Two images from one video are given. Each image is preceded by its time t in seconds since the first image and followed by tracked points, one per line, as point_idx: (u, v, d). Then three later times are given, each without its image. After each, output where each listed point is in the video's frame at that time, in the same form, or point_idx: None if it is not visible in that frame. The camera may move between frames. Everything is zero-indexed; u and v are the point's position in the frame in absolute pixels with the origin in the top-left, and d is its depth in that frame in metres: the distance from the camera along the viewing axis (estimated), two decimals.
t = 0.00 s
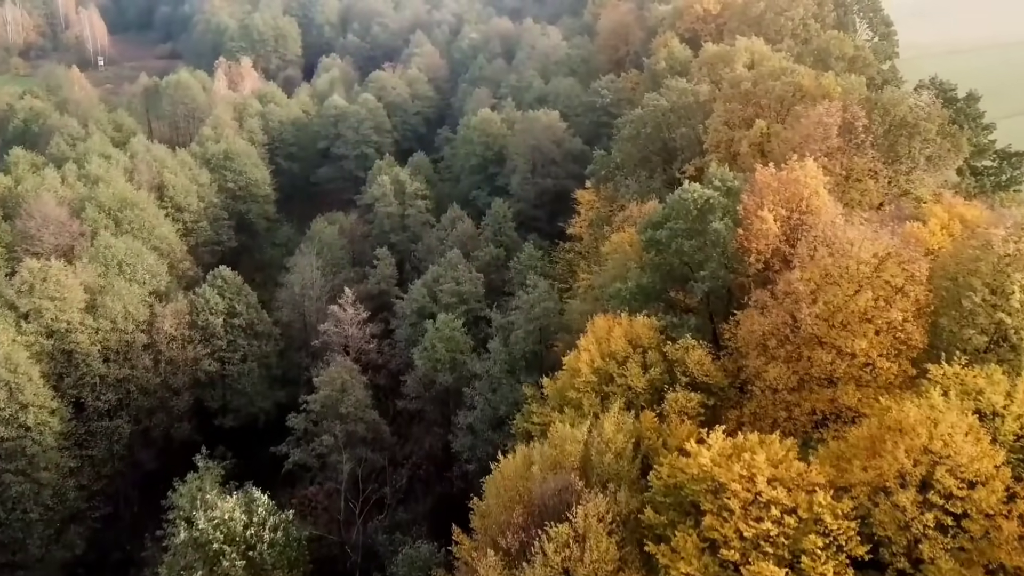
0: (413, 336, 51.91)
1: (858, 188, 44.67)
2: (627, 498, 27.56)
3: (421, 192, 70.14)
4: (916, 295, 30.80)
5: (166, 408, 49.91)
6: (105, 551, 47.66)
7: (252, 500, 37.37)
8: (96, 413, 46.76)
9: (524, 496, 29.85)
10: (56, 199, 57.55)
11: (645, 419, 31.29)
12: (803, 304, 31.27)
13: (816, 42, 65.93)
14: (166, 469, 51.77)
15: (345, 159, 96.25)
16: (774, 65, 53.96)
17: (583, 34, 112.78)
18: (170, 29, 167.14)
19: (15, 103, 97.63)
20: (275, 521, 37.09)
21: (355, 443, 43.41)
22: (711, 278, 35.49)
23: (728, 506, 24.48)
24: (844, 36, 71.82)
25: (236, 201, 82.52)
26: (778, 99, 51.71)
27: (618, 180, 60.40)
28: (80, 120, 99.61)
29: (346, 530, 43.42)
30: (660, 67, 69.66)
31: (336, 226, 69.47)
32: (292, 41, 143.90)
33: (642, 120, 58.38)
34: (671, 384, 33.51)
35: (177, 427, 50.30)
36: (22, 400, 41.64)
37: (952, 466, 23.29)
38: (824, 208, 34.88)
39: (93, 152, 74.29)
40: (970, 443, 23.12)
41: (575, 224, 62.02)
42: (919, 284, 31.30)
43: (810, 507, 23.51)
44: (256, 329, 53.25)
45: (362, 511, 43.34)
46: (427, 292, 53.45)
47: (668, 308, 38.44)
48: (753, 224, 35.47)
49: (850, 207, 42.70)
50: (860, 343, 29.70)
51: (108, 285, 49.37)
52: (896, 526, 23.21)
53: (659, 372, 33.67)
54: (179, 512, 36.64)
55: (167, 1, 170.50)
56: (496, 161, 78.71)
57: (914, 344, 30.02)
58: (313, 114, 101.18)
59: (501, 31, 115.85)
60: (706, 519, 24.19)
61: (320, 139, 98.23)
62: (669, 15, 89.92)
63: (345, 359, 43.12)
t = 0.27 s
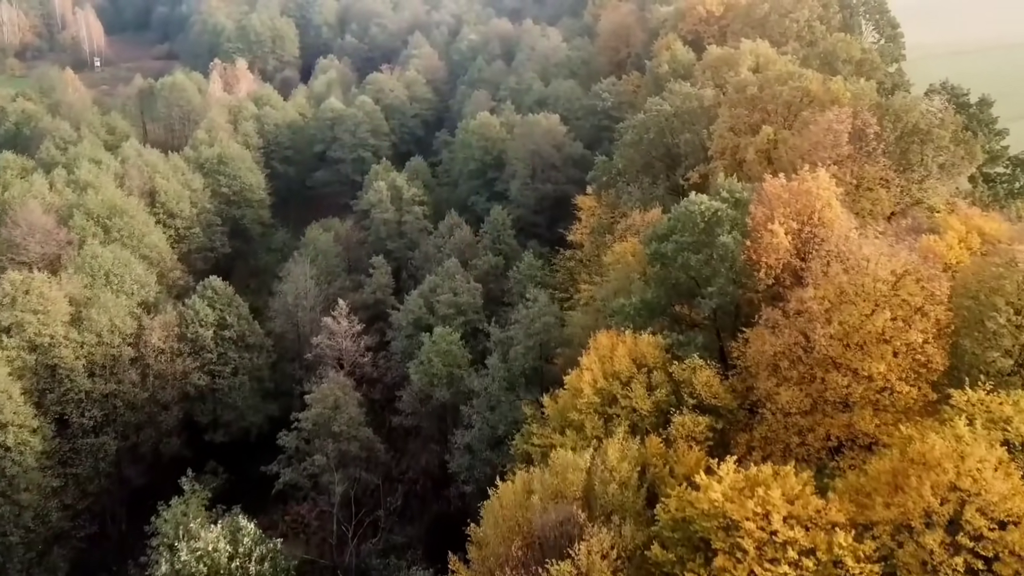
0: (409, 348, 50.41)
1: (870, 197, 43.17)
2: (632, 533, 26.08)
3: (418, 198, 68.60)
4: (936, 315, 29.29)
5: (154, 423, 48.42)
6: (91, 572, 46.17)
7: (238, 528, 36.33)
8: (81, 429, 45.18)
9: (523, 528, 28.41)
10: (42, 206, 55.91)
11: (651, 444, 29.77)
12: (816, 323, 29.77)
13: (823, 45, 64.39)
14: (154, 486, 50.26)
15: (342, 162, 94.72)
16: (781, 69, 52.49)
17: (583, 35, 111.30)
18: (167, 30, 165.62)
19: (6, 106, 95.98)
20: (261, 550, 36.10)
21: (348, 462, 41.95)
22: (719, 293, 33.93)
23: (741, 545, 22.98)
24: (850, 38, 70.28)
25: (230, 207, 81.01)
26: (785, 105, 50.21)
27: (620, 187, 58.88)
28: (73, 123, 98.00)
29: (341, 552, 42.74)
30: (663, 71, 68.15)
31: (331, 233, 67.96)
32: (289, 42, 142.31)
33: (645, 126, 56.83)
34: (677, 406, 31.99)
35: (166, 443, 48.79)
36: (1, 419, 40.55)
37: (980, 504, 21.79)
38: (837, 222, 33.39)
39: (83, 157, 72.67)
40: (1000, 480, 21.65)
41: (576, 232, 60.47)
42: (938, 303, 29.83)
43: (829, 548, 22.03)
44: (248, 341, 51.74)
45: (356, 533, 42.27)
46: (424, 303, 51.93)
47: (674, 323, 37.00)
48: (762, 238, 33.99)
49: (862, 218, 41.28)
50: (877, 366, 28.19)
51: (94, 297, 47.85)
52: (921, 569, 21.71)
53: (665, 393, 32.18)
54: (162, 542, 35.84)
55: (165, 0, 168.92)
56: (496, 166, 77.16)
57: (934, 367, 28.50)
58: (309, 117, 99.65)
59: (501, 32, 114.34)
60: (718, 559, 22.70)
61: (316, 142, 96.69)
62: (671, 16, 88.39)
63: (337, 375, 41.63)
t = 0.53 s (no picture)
0: (406, 359, 49.21)
1: (880, 206, 41.92)
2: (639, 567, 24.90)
3: (416, 203, 67.29)
4: (956, 333, 27.99)
5: (143, 437, 47.12)
6: None
7: (225, 555, 35.01)
8: (68, 445, 43.87)
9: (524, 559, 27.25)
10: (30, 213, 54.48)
11: (658, 469, 28.51)
12: (829, 341, 28.47)
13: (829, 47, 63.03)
14: (144, 501, 49.26)
15: (339, 166, 93.44)
16: (787, 73, 51.23)
17: (584, 37, 110.00)
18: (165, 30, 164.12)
19: None
20: None
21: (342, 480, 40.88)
22: (727, 308, 32.65)
23: None
24: (856, 41, 69.03)
25: (225, 211, 79.69)
26: (792, 110, 48.87)
27: (622, 193, 57.61)
28: (66, 126, 96.59)
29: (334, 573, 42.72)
30: (666, 74, 66.81)
31: (327, 239, 66.67)
32: (287, 43, 140.93)
33: (648, 131, 55.52)
34: (684, 426, 30.74)
35: (156, 457, 47.51)
36: None
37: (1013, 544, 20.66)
38: (849, 233, 32.10)
39: (74, 161, 71.20)
40: None
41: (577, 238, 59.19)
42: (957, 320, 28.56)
43: None
44: (240, 352, 50.50)
45: (349, 554, 41.97)
46: (421, 312, 50.68)
47: (680, 338, 35.71)
48: (772, 250, 32.71)
49: (873, 228, 39.91)
50: (893, 387, 26.94)
51: (80, 308, 46.52)
52: None
53: (671, 413, 30.90)
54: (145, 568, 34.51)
55: (164, 1, 167.58)
56: (495, 170, 75.82)
57: (954, 388, 27.26)
58: (306, 119, 98.30)
59: (500, 34, 113.09)
60: None
61: (313, 145, 95.39)
62: (674, 17, 87.07)
63: (330, 391, 40.34)
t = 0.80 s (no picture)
0: (402, 374, 47.72)
1: (893, 217, 40.52)
2: None
3: (413, 210, 65.75)
4: (982, 357, 26.55)
5: (130, 454, 45.65)
6: None
7: None
8: (51, 464, 42.37)
9: None
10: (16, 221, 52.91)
11: (666, 501, 27.03)
12: (848, 366, 27.06)
13: (837, 49, 61.45)
14: (131, 518, 47.64)
15: (335, 170, 91.94)
16: (795, 78, 49.69)
17: (585, 38, 108.44)
18: (162, 30, 162.49)
19: None
20: None
21: (333, 503, 39.58)
22: (738, 326, 30.98)
23: None
24: (863, 43, 67.51)
25: (219, 217, 78.18)
26: (801, 116, 47.35)
27: (624, 200, 56.13)
28: (59, 129, 94.91)
29: None
30: (669, 77, 65.30)
31: (322, 247, 65.18)
32: (284, 44, 139.37)
33: (651, 137, 53.99)
34: (693, 453, 29.27)
35: (143, 476, 46.02)
36: None
37: None
38: (864, 249, 30.67)
39: (64, 166, 69.63)
40: None
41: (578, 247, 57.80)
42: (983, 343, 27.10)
43: None
44: (231, 366, 49.01)
45: None
46: (417, 325, 49.19)
47: (686, 356, 34.18)
48: (785, 266, 31.23)
49: (887, 242, 38.43)
50: (916, 415, 25.52)
51: (65, 321, 45.03)
52: None
53: (678, 439, 29.36)
54: None
55: (160, 1, 165.84)
56: (494, 175, 74.29)
57: (981, 416, 25.82)
58: (303, 122, 96.79)
59: (499, 35, 111.64)
60: None
61: (309, 149, 93.87)
62: (676, 19, 85.55)
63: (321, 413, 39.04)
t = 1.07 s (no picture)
0: (398, 389, 46.22)
1: (907, 229, 39.10)
2: None
3: (411, 216, 64.20)
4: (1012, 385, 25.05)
5: (116, 473, 44.18)
6: None
7: None
8: (33, 485, 40.84)
9: None
10: None
11: (674, 537, 25.56)
12: (868, 394, 25.62)
13: (845, 52, 59.84)
14: (118, 537, 46.48)
15: (332, 174, 90.46)
16: (804, 83, 48.14)
17: (586, 40, 106.88)
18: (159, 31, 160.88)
19: None
20: None
21: (325, 526, 38.19)
22: (749, 348, 29.38)
23: None
24: (871, 46, 65.94)
25: (213, 223, 76.72)
26: (811, 123, 45.79)
27: (627, 208, 54.63)
28: (51, 132, 93.39)
29: None
30: (673, 81, 63.73)
31: (317, 255, 63.65)
32: (282, 45, 137.81)
33: (655, 143, 52.41)
34: (703, 484, 27.80)
35: (130, 495, 44.54)
36: None
37: None
38: (882, 267, 29.25)
39: (54, 172, 68.07)
40: None
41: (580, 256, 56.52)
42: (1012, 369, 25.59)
43: None
44: (221, 381, 47.44)
45: None
46: (414, 338, 47.66)
47: (694, 375, 32.66)
48: (798, 284, 29.76)
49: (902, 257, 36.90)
50: (942, 448, 24.06)
51: (49, 335, 43.42)
52: None
53: (687, 468, 27.85)
54: None
55: (158, 1, 164.21)
56: (493, 181, 72.73)
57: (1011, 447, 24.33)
58: (299, 126, 95.25)
59: (499, 36, 110.15)
60: None
61: (305, 153, 92.36)
62: (679, 21, 83.96)
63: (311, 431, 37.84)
